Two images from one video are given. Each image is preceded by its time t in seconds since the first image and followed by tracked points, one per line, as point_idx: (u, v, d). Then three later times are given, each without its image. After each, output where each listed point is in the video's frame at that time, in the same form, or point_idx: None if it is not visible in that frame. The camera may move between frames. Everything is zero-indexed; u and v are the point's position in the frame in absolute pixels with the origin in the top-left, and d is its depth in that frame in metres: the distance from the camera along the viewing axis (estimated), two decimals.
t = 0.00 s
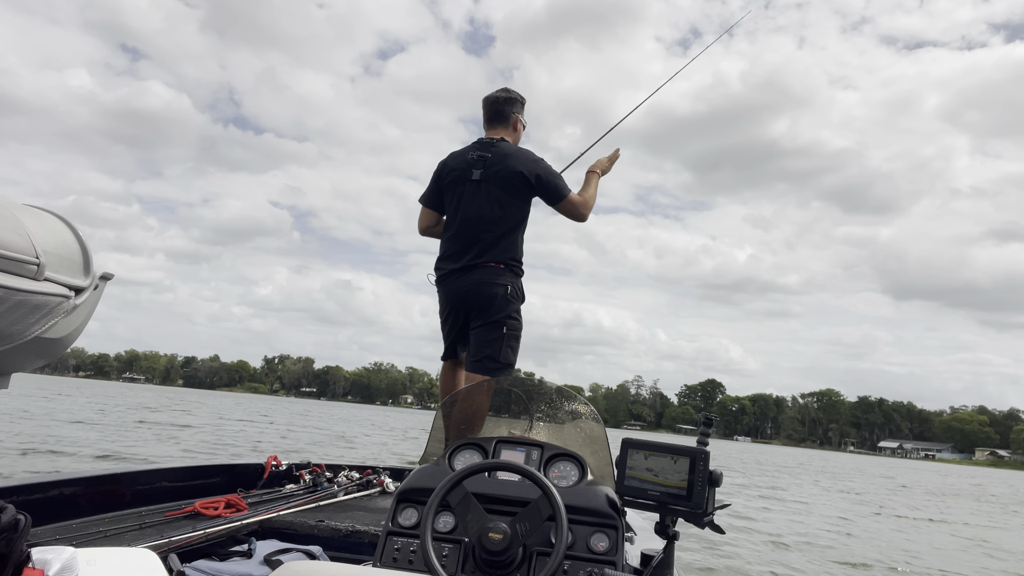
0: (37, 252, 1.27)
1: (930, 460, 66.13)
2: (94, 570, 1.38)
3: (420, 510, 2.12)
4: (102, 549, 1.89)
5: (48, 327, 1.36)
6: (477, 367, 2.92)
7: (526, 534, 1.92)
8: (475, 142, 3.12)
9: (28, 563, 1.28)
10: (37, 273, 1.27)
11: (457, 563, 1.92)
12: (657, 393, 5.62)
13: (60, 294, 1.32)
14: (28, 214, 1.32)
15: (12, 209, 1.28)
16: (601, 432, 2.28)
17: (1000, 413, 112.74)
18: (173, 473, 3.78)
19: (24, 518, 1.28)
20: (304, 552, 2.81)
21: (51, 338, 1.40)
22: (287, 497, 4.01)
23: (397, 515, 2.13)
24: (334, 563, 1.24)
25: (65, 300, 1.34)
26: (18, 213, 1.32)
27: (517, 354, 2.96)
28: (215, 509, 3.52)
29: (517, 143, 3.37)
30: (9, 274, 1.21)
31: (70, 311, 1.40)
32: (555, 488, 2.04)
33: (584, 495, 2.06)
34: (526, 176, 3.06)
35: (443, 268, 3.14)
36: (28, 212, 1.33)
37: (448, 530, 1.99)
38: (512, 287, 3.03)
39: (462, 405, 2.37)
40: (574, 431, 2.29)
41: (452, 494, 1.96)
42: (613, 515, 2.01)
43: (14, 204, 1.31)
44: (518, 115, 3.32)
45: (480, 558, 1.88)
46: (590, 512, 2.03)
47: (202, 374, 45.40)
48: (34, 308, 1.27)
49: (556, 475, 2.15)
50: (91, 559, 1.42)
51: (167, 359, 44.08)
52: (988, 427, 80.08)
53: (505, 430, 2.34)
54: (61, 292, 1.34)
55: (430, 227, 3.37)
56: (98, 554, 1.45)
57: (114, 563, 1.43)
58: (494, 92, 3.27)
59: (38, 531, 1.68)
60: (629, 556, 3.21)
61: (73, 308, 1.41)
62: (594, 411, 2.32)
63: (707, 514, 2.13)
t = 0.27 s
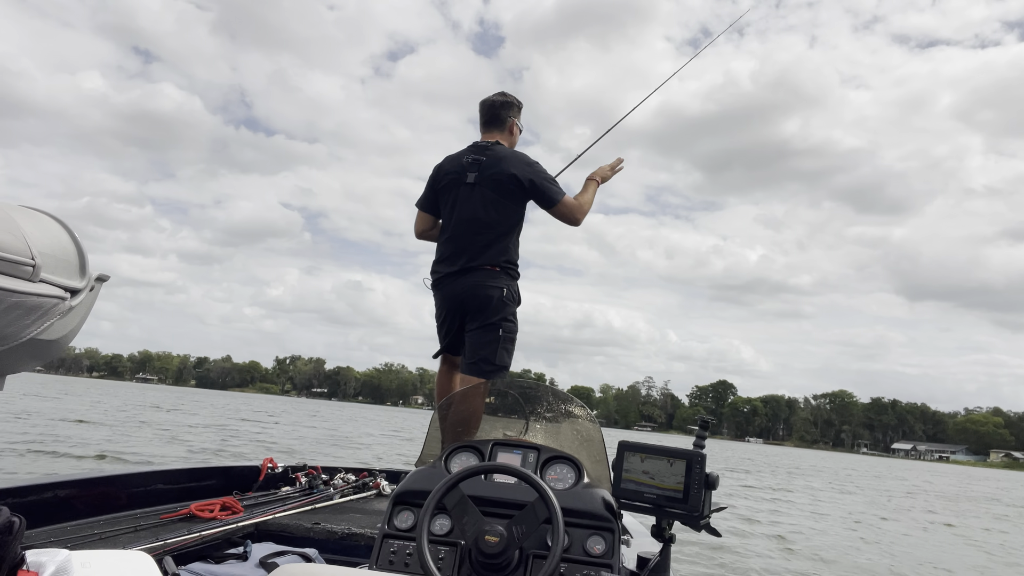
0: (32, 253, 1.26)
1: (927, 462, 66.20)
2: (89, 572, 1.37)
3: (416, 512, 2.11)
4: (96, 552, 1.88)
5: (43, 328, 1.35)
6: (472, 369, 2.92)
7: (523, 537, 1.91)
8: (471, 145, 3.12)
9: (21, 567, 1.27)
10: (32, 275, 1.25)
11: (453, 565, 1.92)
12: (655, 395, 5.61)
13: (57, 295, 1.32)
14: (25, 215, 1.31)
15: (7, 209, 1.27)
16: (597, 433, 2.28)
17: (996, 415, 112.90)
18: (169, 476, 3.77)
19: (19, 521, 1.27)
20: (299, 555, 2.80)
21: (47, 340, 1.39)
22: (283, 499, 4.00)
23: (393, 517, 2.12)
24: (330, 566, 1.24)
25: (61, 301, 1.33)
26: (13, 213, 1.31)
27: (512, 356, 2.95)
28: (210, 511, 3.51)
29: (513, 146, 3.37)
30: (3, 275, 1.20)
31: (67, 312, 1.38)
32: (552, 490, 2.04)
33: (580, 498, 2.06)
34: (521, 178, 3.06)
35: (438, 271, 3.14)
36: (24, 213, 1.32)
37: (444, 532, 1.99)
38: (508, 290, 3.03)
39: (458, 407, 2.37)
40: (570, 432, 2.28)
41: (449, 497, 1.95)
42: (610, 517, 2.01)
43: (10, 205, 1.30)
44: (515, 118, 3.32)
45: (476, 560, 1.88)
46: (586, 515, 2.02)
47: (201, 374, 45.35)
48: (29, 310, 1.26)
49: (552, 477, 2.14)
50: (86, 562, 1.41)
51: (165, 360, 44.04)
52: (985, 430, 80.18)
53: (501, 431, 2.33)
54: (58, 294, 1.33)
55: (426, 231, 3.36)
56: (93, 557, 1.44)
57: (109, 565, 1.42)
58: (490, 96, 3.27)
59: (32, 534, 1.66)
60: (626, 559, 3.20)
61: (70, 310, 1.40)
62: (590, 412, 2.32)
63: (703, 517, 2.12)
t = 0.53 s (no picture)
0: (29, 253, 1.26)
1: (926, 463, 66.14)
2: (86, 573, 1.38)
3: (413, 513, 2.12)
4: (93, 553, 1.89)
5: (39, 328, 1.35)
6: (468, 370, 2.92)
7: (520, 537, 1.92)
8: (465, 147, 3.13)
9: (17, 567, 1.27)
10: (28, 275, 1.25)
11: (450, 566, 1.92)
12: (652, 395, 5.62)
13: (53, 295, 1.31)
14: (21, 215, 1.31)
15: (5, 209, 1.28)
16: (594, 433, 2.28)
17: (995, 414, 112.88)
18: (166, 477, 3.78)
19: (15, 522, 1.27)
20: (297, 556, 2.80)
21: (43, 340, 1.39)
22: (281, 500, 4.01)
23: (390, 518, 2.13)
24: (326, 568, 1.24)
25: (58, 301, 1.33)
26: (12, 214, 1.32)
27: (508, 356, 2.96)
28: (207, 512, 3.51)
29: (508, 148, 3.37)
30: None
31: (63, 313, 1.39)
32: (549, 491, 2.04)
33: (577, 498, 2.06)
34: (515, 180, 3.07)
35: (434, 273, 3.14)
36: (21, 213, 1.32)
37: (442, 532, 1.99)
38: (504, 290, 3.03)
39: (455, 407, 2.37)
40: (567, 432, 2.29)
41: (446, 497, 1.96)
42: (607, 517, 2.02)
43: (6, 205, 1.30)
44: (508, 119, 3.33)
45: (473, 560, 1.89)
46: (584, 515, 2.03)
47: (201, 373, 45.36)
48: (25, 310, 1.26)
49: (549, 478, 2.15)
50: (82, 563, 1.41)
51: (166, 360, 44.09)
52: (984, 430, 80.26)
53: (497, 432, 2.34)
54: (54, 294, 1.33)
55: (422, 232, 3.36)
56: (89, 558, 1.44)
57: (105, 565, 1.42)
58: (484, 97, 3.28)
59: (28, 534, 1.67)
60: (624, 559, 3.21)
61: (66, 310, 1.40)
62: (586, 412, 2.33)
63: (701, 517, 2.13)
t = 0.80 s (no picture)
0: (26, 254, 1.25)
1: (926, 462, 66.20)
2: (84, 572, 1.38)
3: (413, 512, 2.13)
4: (92, 553, 1.89)
5: (36, 329, 1.35)
6: (468, 368, 2.92)
7: (520, 535, 1.93)
8: (462, 146, 3.13)
9: (16, 568, 1.28)
10: (25, 276, 1.25)
11: (451, 564, 1.94)
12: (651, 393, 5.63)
13: (49, 297, 1.32)
14: (18, 216, 1.31)
15: (3, 210, 1.28)
16: (593, 431, 2.29)
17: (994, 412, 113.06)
18: (165, 477, 3.78)
19: (14, 523, 1.27)
20: (296, 555, 2.81)
21: (40, 341, 1.39)
22: (280, 499, 4.01)
23: (390, 516, 2.13)
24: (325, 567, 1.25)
25: (54, 302, 1.33)
26: (9, 216, 1.32)
27: (508, 354, 2.96)
28: (207, 512, 3.51)
29: (505, 147, 3.38)
30: None
31: (60, 314, 1.40)
32: (549, 489, 2.05)
33: (576, 496, 2.07)
34: (511, 178, 3.08)
35: (432, 272, 3.15)
36: (18, 214, 1.32)
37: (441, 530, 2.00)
38: (503, 288, 3.04)
39: (454, 406, 2.37)
40: (567, 431, 2.30)
41: (445, 496, 1.96)
42: (607, 515, 2.03)
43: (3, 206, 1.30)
44: (506, 119, 3.34)
45: (473, 558, 1.89)
46: (583, 513, 2.04)
47: (201, 373, 45.37)
48: (22, 311, 1.26)
49: (548, 476, 2.16)
50: (80, 563, 1.42)
51: (166, 359, 44.10)
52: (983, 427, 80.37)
53: (496, 430, 2.34)
54: (51, 295, 1.33)
55: (420, 232, 3.36)
56: (87, 558, 1.45)
57: (103, 565, 1.43)
58: (481, 96, 3.28)
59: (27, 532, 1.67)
60: (623, 556, 3.22)
61: (63, 311, 1.40)
62: (585, 410, 2.34)
63: (700, 514, 2.13)
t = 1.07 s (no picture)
0: (25, 252, 1.24)
1: (926, 461, 66.14)
2: (85, 572, 1.37)
3: (413, 509, 2.11)
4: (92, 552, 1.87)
5: (36, 327, 1.34)
6: (466, 365, 2.90)
7: (520, 532, 1.91)
8: (460, 143, 3.12)
9: (17, 566, 1.27)
10: (24, 274, 1.23)
11: (451, 561, 1.92)
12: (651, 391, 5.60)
13: (49, 295, 1.30)
14: (16, 214, 1.29)
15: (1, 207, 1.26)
16: (593, 429, 2.28)
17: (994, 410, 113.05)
18: (164, 474, 3.76)
19: (13, 522, 1.26)
20: (297, 552, 2.80)
21: (40, 339, 1.38)
22: (280, 497, 4.00)
23: (390, 514, 2.12)
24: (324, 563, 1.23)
25: (54, 300, 1.32)
26: (7, 214, 1.30)
27: (506, 351, 2.94)
28: (206, 510, 3.50)
29: (505, 145, 3.36)
30: None
31: (60, 313, 1.38)
32: (549, 486, 2.04)
33: (576, 492, 2.06)
34: (508, 175, 3.07)
35: (431, 270, 3.14)
36: (17, 212, 1.31)
37: (441, 528, 1.98)
38: (501, 285, 3.02)
39: (453, 403, 2.35)
40: (566, 429, 2.28)
41: (445, 493, 1.94)
42: (606, 512, 2.01)
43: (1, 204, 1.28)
44: (506, 116, 3.32)
45: (473, 555, 1.88)
46: (583, 510, 2.03)
47: (202, 372, 45.37)
48: (21, 309, 1.25)
49: (548, 473, 2.15)
50: (81, 562, 1.41)
51: (166, 358, 44.10)
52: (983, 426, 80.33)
53: (496, 428, 2.32)
54: (50, 293, 1.32)
55: (419, 230, 3.35)
56: (87, 557, 1.43)
57: (104, 565, 1.42)
58: (481, 94, 3.26)
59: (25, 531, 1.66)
60: (623, 553, 3.21)
61: (62, 309, 1.39)
62: (585, 408, 2.32)
63: (699, 511, 2.12)
